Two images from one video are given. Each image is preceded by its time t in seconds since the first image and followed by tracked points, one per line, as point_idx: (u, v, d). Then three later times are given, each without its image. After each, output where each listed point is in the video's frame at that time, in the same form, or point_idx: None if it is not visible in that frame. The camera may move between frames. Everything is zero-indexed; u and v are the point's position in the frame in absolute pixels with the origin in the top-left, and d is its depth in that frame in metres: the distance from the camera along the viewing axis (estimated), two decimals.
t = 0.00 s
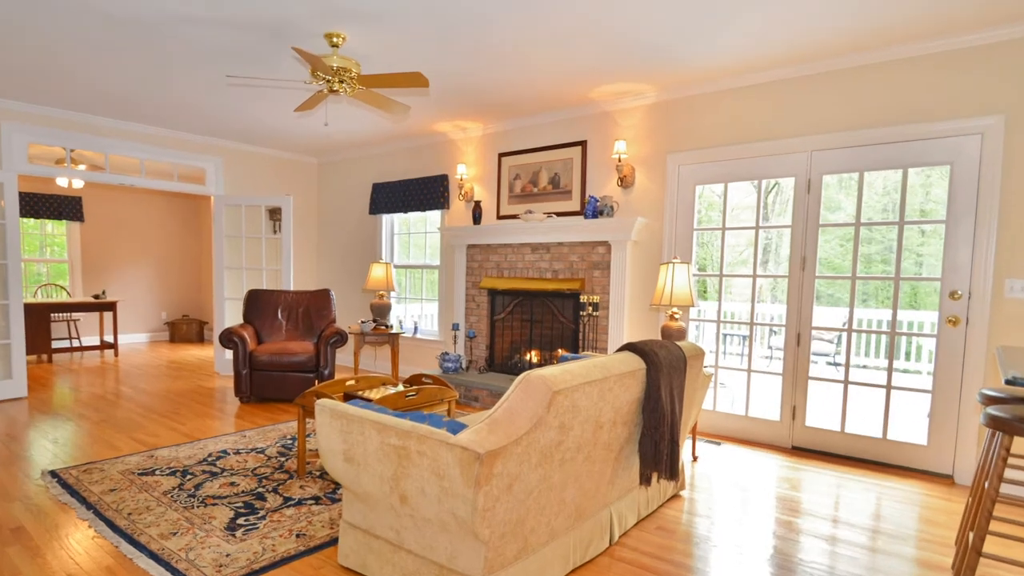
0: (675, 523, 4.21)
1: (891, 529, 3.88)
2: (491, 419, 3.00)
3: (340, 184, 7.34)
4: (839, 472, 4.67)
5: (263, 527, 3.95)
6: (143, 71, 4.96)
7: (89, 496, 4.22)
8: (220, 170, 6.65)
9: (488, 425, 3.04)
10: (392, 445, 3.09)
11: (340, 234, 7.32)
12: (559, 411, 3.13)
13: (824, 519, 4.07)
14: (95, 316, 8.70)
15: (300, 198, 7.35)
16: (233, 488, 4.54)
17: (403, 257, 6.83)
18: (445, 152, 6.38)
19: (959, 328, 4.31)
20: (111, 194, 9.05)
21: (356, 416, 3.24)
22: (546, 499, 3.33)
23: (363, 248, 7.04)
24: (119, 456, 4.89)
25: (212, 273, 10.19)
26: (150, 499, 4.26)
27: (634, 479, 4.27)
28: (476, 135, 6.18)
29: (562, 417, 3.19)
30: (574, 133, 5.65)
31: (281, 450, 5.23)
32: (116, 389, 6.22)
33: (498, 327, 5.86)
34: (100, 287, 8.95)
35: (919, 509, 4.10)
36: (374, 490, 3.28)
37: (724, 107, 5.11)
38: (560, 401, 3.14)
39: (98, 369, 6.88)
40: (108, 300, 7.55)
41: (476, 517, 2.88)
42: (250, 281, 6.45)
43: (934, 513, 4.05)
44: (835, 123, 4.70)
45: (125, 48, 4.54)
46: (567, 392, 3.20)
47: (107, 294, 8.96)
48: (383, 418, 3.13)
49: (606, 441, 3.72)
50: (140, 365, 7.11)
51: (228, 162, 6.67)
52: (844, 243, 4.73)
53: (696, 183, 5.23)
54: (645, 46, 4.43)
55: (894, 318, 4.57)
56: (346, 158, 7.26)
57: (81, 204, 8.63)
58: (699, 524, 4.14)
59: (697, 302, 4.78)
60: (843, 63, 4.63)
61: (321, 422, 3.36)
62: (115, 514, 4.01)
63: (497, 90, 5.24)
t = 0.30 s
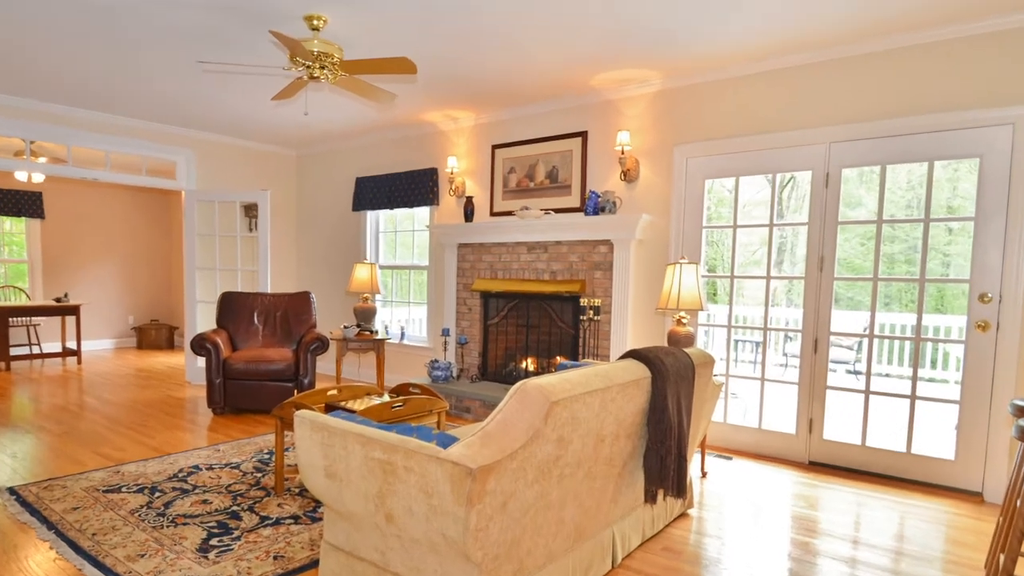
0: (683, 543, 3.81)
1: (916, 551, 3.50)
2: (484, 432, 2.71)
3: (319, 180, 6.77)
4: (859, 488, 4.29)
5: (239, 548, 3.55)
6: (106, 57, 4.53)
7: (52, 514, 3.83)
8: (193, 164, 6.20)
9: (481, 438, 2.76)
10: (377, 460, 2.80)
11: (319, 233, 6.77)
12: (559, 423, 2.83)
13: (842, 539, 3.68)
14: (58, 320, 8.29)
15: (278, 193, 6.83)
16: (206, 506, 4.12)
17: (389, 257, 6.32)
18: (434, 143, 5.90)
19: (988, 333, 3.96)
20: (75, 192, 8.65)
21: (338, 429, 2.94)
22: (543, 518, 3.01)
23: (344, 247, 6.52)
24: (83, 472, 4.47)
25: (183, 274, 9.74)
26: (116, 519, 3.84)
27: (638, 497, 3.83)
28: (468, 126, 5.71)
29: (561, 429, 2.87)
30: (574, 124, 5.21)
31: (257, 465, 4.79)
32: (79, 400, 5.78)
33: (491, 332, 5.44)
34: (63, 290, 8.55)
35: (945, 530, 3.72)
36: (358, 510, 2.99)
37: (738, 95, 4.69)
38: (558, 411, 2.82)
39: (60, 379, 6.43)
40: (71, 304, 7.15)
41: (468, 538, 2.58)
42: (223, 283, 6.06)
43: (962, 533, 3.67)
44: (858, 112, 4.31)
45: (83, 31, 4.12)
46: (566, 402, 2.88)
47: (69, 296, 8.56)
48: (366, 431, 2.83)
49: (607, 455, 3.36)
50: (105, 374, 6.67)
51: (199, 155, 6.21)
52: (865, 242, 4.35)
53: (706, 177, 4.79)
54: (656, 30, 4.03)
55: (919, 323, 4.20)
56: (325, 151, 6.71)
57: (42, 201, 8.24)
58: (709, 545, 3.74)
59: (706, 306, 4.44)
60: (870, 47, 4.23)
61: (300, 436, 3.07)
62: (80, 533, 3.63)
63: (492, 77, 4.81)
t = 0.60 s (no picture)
0: (689, 564, 3.45)
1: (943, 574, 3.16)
2: (476, 445, 2.48)
3: (301, 175, 6.34)
4: (878, 505, 3.95)
5: (212, 571, 3.19)
6: (67, 42, 4.16)
7: (8, 535, 3.46)
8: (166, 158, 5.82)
9: (474, 451, 2.53)
10: (363, 475, 2.61)
11: (299, 233, 6.31)
12: (558, 436, 2.58)
13: (862, 560, 3.32)
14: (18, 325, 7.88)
15: (256, 189, 6.41)
16: (180, 524, 3.75)
17: (376, 257, 5.90)
18: (422, 135, 5.50)
19: (1020, 339, 3.65)
20: (38, 190, 8.22)
21: (320, 442, 2.76)
22: (540, 539, 2.75)
23: (326, 246, 6.10)
24: (46, 487, 4.09)
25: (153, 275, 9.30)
26: (81, 538, 3.49)
27: (643, 515, 3.46)
28: (460, 116, 5.31)
29: (560, 443, 2.61)
30: (574, 114, 4.84)
31: (232, 481, 4.41)
32: (42, 411, 5.40)
33: (485, 338, 5.08)
34: (23, 293, 8.12)
35: (972, 550, 3.39)
36: (342, 528, 2.80)
37: (751, 82, 4.34)
38: (558, 424, 2.54)
39: (23, 388, 6.04)
40: (34, 308, 6.75)
41: (460, 560, 2.38)
42: (197, 285, 5.71)
43: (991, 554, 3.33)
44: (883, 101, 3.97)
45: (40, 13, 3.74)
46: (566, 414, 2.59)
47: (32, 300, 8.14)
48: (351, 444, 2.65)
49: (610, 470, 3.05)
50: (71, 383, 6.27)
51: (172, 148, 5.84)
52: (887, 241, 4.02)
53: (716, 171, 4.45)
54: (667, 12, 3.69)
55: (944, 328, 3.88)
56: (304, 143, 6.28)
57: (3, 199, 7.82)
58: (719, 568, 3.36)
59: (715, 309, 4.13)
60: (898, 29, 3.88)
61: (281, 448, 2.88)
62: (39, 556, 3.26)
63: (486, 64, 4.45)
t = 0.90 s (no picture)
0: None
1: None
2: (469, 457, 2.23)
3: (282, 170, 5.96)
4: (898, 521, 3.66)
5: None
6: (26, 26, 3.84)
7: None
8: (141, 152, 5.49)
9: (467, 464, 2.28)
10: (349, 488, 2.37)
11: (280, 231, 5.95)
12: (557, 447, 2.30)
13: None
14: None
15: (233, 184, 6.04)
16: (152, 543, 3.43)
17: (361, 258, 5.51)
18: (411, 126, 5.16)
19: None
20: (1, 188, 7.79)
21: (303, 454, 2.53)
22: (537, 561, 2.48)
23: (308, 245, 5.74)
24: (9, 503, 3.77)
25: (122, 277, 8.81)
26: (48, 557, 3.20)
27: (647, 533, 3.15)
28: (452, 107, 4.98)
29: (560, 456, 2.34)
30: (573, 104, 4.53)
31: (208, 496, 4.07)
32: (5, 421, 5.06)
33: (478, 343, 4.77)
34: None
35: (998, 569, 3.10)
36: (325, 547, 2.54)
37: (764, 70, 4.04)
38: (556, 436, 2.27)
39: None
40: None
41: None
42: (171, 287, 5.41)
43: None
44: (906, 90, 3.68)
45: None
46: (566, 424, 2.32)
47: None
48: (335, 457, 2.41)
49: (612, 485, 2.76)
50: (37, 392, 5.92)
51: (145, 142, 5.51)
52: (909, 240, 3.75)
53: (725, 165, 4.16)
54: None
55: (970, 332, 3.60)
56: (284, 135, 5.91)
57: None
58: None
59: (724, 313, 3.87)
60: (925, 12, 3.59)
61: (261, 461, 2.64)
62: None
63: (481, 51, 4.15)
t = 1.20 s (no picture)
0: None
1: None
2: (461, 471, 2.02)
3: (264, 165, 5.65)
4: (919, 537, 3.41)
5: None
6: None
7: None
8: (116, 145, 5.23)
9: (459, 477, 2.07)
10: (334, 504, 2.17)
11: (262, 229, 5.64)
12: (557, 460, 2.08)
13: None
14: None
15: (212, 179, 5.74)
16: (124, 562, 3.15)
17: (348, 257, 5.22)
18: (399, 117, 4.87)
19: None
20: None
21: (285, 467, 2.33)
22: None
23: (291, 245, 5.44)
24: None
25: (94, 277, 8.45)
26: None
27: (651, 551, 2.88)
28: (443, 98, 4.71)
29: (556, 469, 2.10)
30: (572, 95, 4.27)
31: (185, 511, 3.77)
32: None
33: (472, 349, 4.50)
34: None
35: None
36: (308, 566, 2.32)
37: (777, 57, 3.78)
38: (552, 447, 2.04)
39: None
40: None
41: None
42: (145, 288, 5.16)
43: None
44: (931, 79, 3.43)
45: None
46: (563, 434, 2.09)
47: None
48: (319, 470, 2.22)
49: (614, 500, 2.49)
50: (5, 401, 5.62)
51: (118, 135, 5.23)
52: (930, 239, 3.50)
53: (734, 159, 3.91)
54: None
55: (996, 337, 3.36)
56: (265, 128, 5.61)
57: None
58: None
59: (733, 317, 3.64)
60: None
61: (241, 473, 2.45)
62: None
63: (476, 38, 3.88)
